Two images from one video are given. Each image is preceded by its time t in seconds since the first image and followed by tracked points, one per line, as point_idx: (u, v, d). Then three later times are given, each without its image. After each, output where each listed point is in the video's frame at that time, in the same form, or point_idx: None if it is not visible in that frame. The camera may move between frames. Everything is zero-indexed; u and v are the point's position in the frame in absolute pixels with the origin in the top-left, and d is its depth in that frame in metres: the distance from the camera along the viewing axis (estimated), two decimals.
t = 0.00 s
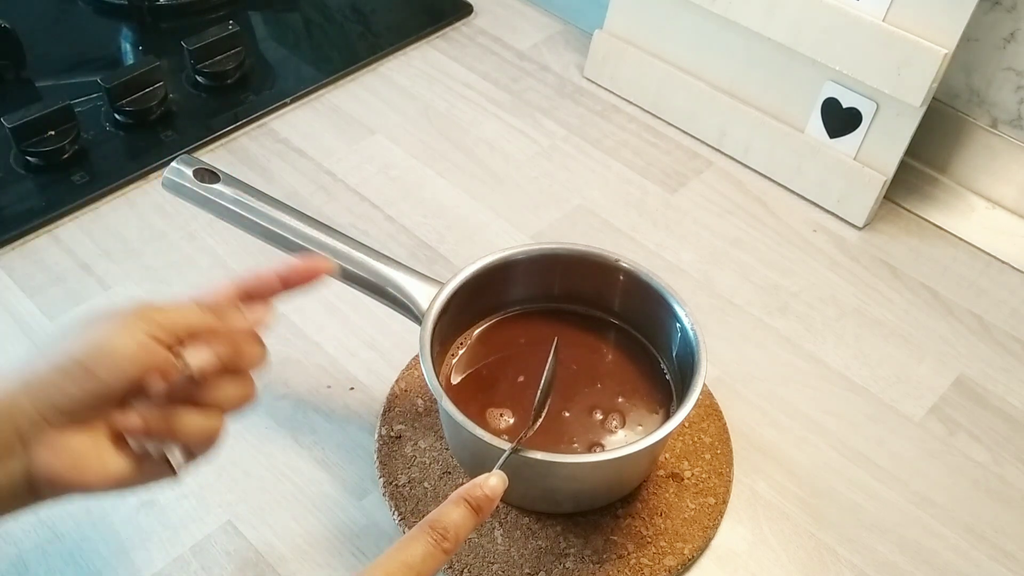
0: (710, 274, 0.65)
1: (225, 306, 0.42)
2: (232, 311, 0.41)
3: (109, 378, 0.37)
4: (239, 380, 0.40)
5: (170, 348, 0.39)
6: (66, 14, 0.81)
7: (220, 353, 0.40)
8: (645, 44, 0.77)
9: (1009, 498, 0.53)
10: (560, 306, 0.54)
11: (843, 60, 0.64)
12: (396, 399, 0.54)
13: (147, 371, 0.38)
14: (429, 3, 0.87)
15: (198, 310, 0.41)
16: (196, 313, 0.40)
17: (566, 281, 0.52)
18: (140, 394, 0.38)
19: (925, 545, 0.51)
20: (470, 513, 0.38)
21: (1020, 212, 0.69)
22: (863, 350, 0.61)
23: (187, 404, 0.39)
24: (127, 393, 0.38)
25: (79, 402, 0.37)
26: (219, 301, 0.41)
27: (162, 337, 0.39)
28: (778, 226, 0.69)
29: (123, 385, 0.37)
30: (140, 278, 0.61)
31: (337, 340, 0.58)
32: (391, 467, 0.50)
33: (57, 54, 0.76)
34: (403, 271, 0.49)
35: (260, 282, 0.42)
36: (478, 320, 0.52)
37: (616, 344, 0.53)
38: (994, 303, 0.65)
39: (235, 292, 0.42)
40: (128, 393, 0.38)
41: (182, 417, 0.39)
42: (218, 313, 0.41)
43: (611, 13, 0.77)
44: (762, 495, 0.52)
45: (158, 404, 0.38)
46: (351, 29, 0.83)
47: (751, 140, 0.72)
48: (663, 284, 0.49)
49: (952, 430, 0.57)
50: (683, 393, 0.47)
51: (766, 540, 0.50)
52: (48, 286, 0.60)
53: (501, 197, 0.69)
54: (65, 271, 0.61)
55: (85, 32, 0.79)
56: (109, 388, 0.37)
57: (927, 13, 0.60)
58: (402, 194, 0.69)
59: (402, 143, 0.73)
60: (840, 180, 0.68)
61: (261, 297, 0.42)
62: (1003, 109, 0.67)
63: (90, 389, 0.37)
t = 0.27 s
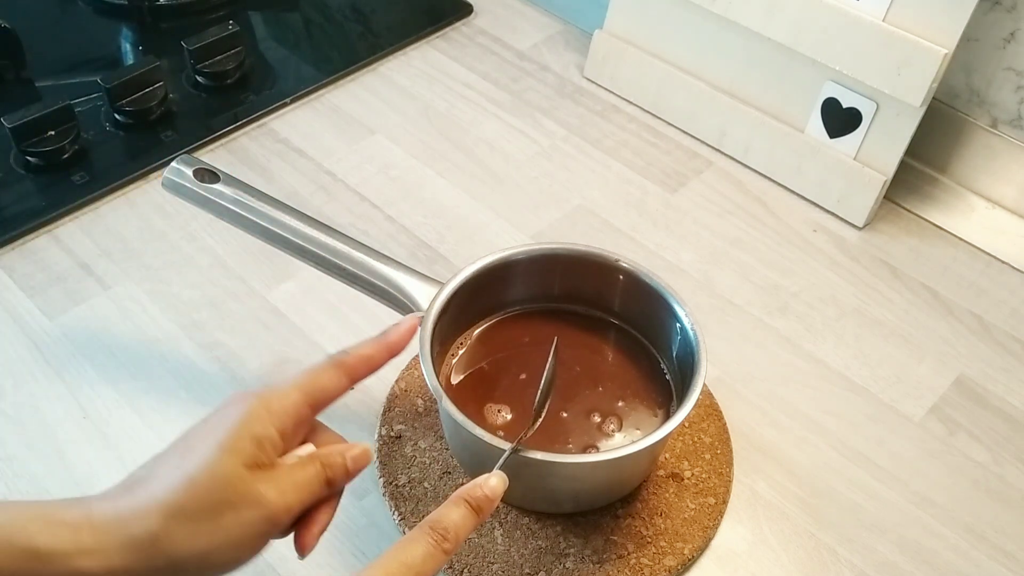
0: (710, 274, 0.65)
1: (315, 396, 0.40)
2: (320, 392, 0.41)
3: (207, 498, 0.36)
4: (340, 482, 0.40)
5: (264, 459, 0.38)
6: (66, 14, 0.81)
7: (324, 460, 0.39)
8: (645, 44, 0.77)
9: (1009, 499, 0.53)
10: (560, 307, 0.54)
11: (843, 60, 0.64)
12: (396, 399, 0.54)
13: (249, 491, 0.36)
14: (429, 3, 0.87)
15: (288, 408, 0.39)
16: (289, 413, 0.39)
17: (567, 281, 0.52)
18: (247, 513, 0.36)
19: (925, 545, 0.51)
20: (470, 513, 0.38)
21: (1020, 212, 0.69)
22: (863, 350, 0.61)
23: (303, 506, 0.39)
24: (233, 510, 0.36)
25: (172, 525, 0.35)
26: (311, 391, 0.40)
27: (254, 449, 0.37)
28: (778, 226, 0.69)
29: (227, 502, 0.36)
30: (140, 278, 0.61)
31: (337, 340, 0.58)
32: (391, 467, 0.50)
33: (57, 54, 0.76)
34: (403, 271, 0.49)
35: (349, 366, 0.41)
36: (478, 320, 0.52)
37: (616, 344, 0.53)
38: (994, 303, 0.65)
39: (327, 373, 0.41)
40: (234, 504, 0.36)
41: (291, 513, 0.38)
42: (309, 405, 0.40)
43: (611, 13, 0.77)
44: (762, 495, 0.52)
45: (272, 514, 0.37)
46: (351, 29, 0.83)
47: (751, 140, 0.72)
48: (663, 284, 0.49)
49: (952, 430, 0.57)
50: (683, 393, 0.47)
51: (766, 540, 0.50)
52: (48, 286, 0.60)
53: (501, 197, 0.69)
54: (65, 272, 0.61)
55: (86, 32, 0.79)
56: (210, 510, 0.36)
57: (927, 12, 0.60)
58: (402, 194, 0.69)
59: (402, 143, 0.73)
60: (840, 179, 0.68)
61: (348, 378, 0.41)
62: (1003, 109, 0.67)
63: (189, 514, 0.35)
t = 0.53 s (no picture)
0: (710, 274, 0.65)
1: (363, 473, 0.40)
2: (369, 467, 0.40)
3: None
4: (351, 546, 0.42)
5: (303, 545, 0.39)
6: (66, 13, 0.81)
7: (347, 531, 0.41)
8: (645, 44, 0.77)
9: (1009, 499, 0.53)
10: (560, 307, 0.54)
11: (843, 60, 0.64)
12: (396, 399, 0.54)
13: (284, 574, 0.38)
14: (429, 3, 0.87)
15: (338, 489, 0.39)
16: (338, 493, 0.39)
17: (566, 282, 0.52)
18: None
19: (925, 545, 0.51)
20: (470, 514, 0.38)
21: (1020, 212, 0.69)
22: (863, 350, 0.61)
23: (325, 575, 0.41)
24: None
25: None
26: (361, 472, 0.40)
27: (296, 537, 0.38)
28: (778, 226, 0.69)
29: None
30: (140, 278, 0.61)
31: (337, 340, 0.58)
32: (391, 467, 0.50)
33: (57, 54, 0.76)
34: (402, 271, 0.49)
35: (399, 442, 0.40)
36: (478, 320, 0.52)
37: (616, 344, 0.53)
38: (994, 303, 0.65)
39: (377, 451, 0.40)
40: None
41: None
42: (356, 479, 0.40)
43: (611, 13, 0.77)
44: (762, 495, 0.52)
45: None
46: (351, 29, 0.83)
47: (751, 139, 0.72)
48: (663, 284, 0.49)
49: (952, 430, 0.57)
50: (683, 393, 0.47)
51: (766, 540, 0.50)
52: (48, 286, 0.60)
53: (501, 197, 0.69)
54: (65, 272, 0.61)
55: (85, 32, 0.79)
56: None
57: (927, 12, 0.60)
58: (402, 194, 0.69)
59: (402, 143, 0.73)
60: (840, 179, 0.68)
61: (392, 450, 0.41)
62: (1003, 109, 0.67)
63: None
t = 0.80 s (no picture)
0: (710, 274, 0.65)
1: (369, 477, 0.40)
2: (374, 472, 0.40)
3: None
4: (350, 549, 0.43)
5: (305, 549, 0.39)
6: (66, 13, 0.81)
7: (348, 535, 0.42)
8: (645, 44, 0.77)
9: (1009, 499, 0.53)
10: (560, 307, 0.54)
11: (843, 60, 0.64)
12: (396, 399, 0.54)
13: None
14: (429, 3, 0.87)
15: (343, 494, 0.39)
16: (343, 497, 0.39)
17: (566, 281, 0.52)
18: None
19: (926, 545, 0.51)
20: (470, 514, 0.38)
21: (1020, 212, 0.69)
22: (863, 350, 0.61)
23: None
24: None
25: None
26: (365, 476, 0.40)
27: (298, 542, 0.38)
28: (778, 226, 0.69)
29: None
30: (139, 278, 0.61)
31: (337, 340, 0.58)
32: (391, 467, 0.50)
33: (57, 54, 0.76)
34: (402, 271, 0.49)
35: (405, 447, 0.40)
36: (478, 320, 0.52)
37: (616, 344, 0.53)
38: (994, 303, 0.65)
39: (383, 454, 0.40)
40: None
41: None
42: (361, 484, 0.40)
43: (611, 13, 0.77)
44: (762, 495, 0.52)
45: None
46: (351, 29, 0.83)
47: (751, 139, 0.72)
48: (663, 284, 0.49)
49: (952, 430, 0.57)
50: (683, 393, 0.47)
51: (766, 541, 0.50)
52: (48, 286, 0.60)
53: (501, 197, 0.69)
54: (65, 272, 0.61)
55: (86, 32, 0.79)
56: None
57: (927, 12, 0.60)
58: (402, 194, 0.69)
59: (403, 143, 0.73)
60: (840, 179, 0.68)
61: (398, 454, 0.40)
62: (1003, 109, 0.67)
63: None
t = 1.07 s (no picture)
0: (710, 274, 0.65)
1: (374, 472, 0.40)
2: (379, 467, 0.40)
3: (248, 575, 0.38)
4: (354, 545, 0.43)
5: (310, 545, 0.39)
6: (66, 13, 0.81)
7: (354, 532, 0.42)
8: (645, 44, 0.77)
9: (1009, 499, 0.53)
10: (560, 307, 0.54)
11: (843, 60, 0.64)
12: (396, 399, 0.54)
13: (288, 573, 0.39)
14: (429, 3, 0.87)
15: (348, 489, 0.39)
16: (347, 492, 0.40)
17: (566, 281, 0.52)
18: None
19: (926, 545, 0.51)
20: (468, 512, 0.38)
21: (1020, 212, 0.69)
22: (863, 350, 0.61)
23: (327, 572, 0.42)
24: None
25: None
26: (369, 471, 0.40)
27: (303, 537, 0.39)
28: (778, 226, 0.69)
29: None
30: (140, 278, 0.61)
31: (337, 340, 0.58)
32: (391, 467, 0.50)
33: (57, 54, 0.76)
34: (402, 271, 0.49)
35: (409, 441, 0.40)
36: (478, 320, 0.52)
37: (617, 344, 0.53)
38: (994, 303, 0.65)
39: (386, 447, 0.40)
40: None
41: None
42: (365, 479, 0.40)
43: (611, 13, 0.77)
44: (762, 495, 0.52)
45: None
46: (351, 29, 0.83)
47: (751, 139, 0.72)
48: (663, 284, 0.49)
49: (952, 430, 0.57)
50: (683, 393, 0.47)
51: (766, 541, 0.50)
52: (48, 286, 0.60)
53: (501, 197, 0.69)
54: (65, 272, 0.61)
55: (85, 32, 0.79)
56: None
57: (927, 12, 0.60)
58: (402, 194, 0.69)
59: (403, 143, 0.73)
60: (840, 179, 0.68)
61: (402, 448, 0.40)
62: (1003, 109, 0.67)
63: None
